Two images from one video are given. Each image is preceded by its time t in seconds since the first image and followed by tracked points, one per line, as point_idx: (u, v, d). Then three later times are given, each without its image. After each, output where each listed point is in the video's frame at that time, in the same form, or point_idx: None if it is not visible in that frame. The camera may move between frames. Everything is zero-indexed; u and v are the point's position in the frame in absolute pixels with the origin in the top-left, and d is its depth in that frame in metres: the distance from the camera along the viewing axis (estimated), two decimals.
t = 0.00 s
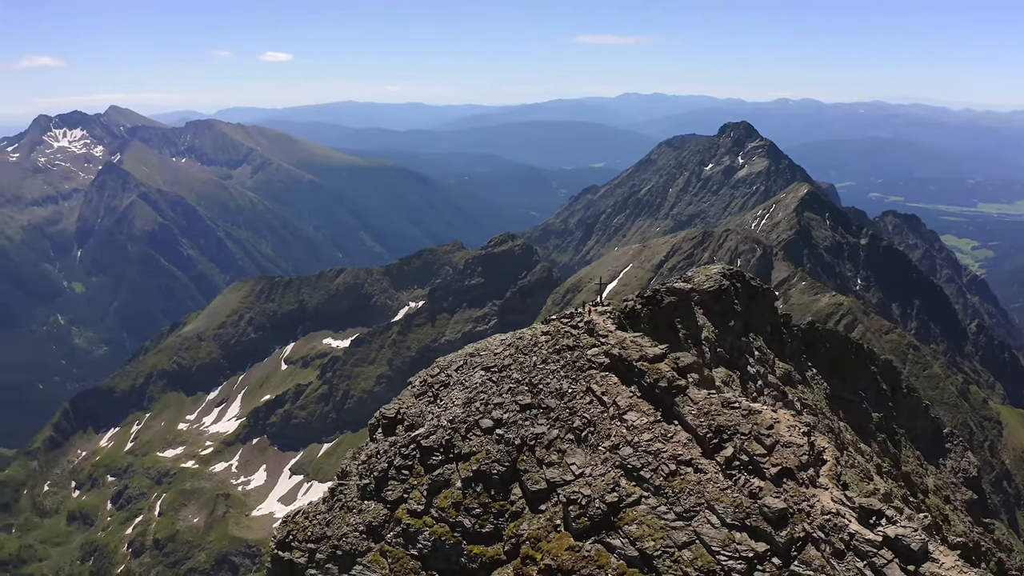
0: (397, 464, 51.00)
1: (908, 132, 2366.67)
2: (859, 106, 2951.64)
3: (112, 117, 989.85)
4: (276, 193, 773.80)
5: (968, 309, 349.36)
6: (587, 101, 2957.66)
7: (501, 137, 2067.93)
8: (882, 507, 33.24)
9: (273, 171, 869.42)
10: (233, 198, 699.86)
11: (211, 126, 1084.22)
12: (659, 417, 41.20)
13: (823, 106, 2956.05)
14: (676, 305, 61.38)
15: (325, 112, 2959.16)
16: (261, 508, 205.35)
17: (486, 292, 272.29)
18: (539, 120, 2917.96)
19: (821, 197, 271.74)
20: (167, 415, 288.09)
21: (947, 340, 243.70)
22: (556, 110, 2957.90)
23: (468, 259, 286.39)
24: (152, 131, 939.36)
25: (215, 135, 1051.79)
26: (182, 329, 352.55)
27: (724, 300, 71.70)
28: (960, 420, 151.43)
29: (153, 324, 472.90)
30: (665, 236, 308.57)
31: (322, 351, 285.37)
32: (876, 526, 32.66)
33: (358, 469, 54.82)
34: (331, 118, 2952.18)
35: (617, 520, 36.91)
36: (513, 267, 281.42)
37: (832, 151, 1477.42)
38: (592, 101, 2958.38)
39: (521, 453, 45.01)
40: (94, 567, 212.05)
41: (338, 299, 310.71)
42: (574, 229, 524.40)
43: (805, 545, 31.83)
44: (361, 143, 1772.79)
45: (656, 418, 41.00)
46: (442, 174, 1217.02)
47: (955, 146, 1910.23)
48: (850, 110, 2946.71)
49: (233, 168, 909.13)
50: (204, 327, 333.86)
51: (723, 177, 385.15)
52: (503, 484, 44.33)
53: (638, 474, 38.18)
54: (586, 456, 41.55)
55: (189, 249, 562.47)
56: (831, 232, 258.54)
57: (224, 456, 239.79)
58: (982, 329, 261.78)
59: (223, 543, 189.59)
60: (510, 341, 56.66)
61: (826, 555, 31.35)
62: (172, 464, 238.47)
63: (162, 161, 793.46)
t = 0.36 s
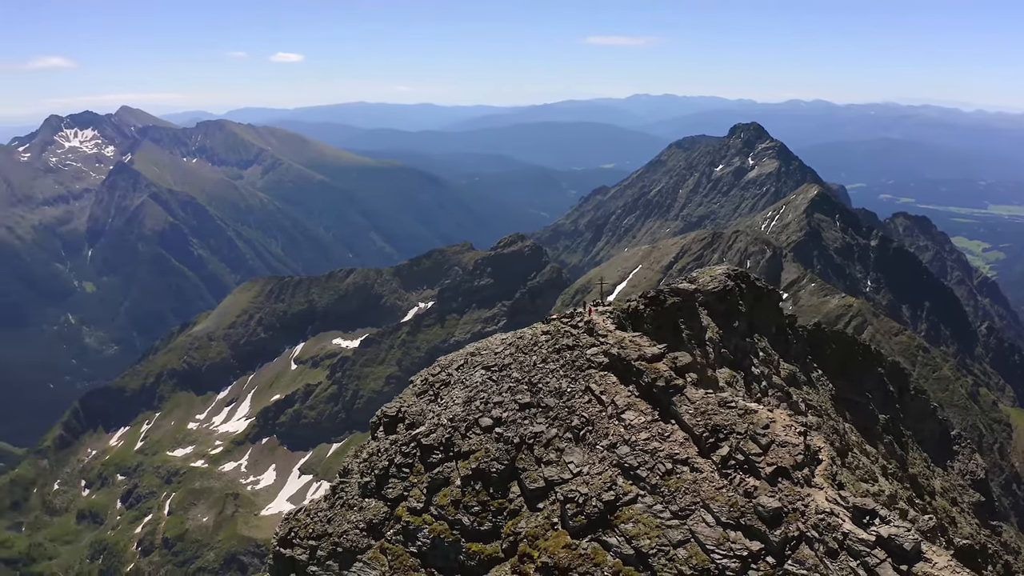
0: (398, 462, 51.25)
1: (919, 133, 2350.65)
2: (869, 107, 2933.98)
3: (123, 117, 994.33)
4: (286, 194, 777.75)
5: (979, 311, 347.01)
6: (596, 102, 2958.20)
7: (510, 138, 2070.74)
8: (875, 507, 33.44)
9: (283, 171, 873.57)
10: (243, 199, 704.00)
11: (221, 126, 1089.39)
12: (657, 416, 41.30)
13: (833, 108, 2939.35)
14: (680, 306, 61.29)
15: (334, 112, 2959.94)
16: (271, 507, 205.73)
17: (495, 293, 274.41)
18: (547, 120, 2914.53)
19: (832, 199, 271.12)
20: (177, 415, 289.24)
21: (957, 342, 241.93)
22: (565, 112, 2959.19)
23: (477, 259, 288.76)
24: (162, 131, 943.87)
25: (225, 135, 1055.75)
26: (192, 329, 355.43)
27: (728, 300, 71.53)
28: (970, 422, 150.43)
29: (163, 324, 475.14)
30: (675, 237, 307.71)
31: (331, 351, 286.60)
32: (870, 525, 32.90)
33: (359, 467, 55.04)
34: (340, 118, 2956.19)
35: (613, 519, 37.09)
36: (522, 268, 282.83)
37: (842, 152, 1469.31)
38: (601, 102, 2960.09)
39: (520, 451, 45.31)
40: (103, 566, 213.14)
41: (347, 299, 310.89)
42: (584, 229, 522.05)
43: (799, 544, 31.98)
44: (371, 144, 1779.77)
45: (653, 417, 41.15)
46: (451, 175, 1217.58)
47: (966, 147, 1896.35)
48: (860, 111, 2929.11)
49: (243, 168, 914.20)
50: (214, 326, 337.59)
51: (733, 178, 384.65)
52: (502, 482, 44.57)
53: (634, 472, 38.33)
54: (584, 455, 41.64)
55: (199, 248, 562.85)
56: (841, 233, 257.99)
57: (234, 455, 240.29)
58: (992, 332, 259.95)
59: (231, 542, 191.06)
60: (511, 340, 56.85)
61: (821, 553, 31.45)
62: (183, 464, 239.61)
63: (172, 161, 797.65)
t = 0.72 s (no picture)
0: (398, 461, 51.63)
1: (929, 134, 2335.27)
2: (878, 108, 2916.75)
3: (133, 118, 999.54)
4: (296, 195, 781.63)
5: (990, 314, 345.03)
6: (606, 102, 2957.82)
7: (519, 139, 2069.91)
8: (869, 507, 33.58)
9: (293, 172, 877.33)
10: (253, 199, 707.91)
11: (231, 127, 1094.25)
12: (655, 416, 41.47)
13: (842, 109, 2923.64)
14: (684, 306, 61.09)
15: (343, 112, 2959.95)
16: (279, 507, 205.66)
17: (504, 294, 275.82)
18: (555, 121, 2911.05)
19: (841, 200, 270.57)
20: (186, 415, 290.65)
21: (968, 344, 240.43)
22: (574, 113, 2958.91)
23: (485, 260, 288.87)
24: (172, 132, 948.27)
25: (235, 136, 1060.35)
26: (201, 329, 358.36)
27: (733, 301, 71.31)
28: (979, 425, 149.99)
29: (172, 323, 475.98)
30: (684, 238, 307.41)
31: (340, 351, 287.74)
32: (863, 525, 33.01)
33: (360, 466, 55.28)
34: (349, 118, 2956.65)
35: (610, 518, 37.28)
36: (531, 269, 282.49)
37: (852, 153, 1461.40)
38: (610, 103, 2959.15)
39: (519, 450, 45.52)
40: (112, 565, 214.41)
41: (356, 299, 311.46)
42: (594, 231, 520.15)
43: (793, 543, 32.14)
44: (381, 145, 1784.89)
45: (651, 418, 41.37)
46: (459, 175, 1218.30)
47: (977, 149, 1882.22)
48: (870, 113, 2911.29)
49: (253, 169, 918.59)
50: (223, 327, 341.59)
51: (742, 179, 384.52)
52: (500, 481, 44.89)
53: (632, 472, 38.55)
54: (583, 454, 41.86)
55: (208, 247, 563.83)
56: (851, 235, 257.51)
57: (243, 455, 240.82)
58: (1003, 334, 257.99)
59: (240, 542, 192.25)
60: (511, 340, 57.08)
61: (814, 553, 31.61)
62: (192, 463, 240.55)
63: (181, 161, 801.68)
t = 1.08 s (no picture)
0: (399, 458, 51.88)
1: (940, 135, 2319.53)
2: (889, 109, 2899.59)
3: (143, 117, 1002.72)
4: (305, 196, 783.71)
5: (1000, 316, 343.16)
6: (615, 103, 2958.53)
7: (528, 140, 2066.63)
8: (864, 506, 33.47)
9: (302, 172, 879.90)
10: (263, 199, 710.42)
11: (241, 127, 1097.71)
12: (652, 415, 41.71)
13: (853, 110, 2910.75)
14: (688, 306, 60.67)
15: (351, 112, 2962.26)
16: (287, 506, 205.82)
17: (513, 294, 276.62)
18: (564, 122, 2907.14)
19: (851, 201, 269.51)
20: (195, 415, 291.86)
21: (977, 346, 238.88)
22: (583, 114, 2958.84)
23: (494, 261, 290.23)
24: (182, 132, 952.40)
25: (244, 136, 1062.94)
26: (211, 328, 360.60)
27: (737, 302, 71.22)
28: (987, 427, 149.44)
29: (182, 323, 477.18)
30: (693, 239, 307.10)
31: (349, 352, 288.70)
32: (857, 524, 32.89)
33: (362, 463, 55.59)
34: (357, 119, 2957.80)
35: (607, 515, 37.54)
36: (540, 270, 283.12)
37: (862, 154, 1454.00)
38: (620, 104, 2959.39)
39: (518, 448, 45.81)
40: (121, 564, 215.37)
41: (366, 300, 312.79)
42: (603, 232, 519.88)
43: (787, 541, 32.28)
44: (391, 146, 1789.33)
45: (648, 416, 41.58)
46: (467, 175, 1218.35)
47: (989, 150, 1868.45)
48: (880, 113, 2894.73)
49: (263, 170, 921.65)
50: (232, 327, 343.44)
51: (752, 181, 383.60)
52: (499, 478, 45.12)
53: (628, 470, 38.76)
54: (581, 452, 42.09)
55: (218, 247, 566.16)
56: (860, 237, 256.77)
57: (252, 454, 241.13)
58: (1013, 336, 256.24)
59: (249, 541, 193.03)
60: (512, 339, 57.35)
61: (808, 551, 31.68)
62: (200, 463, 241.30)
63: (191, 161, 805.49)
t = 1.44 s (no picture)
0: (399, 457, 52.17)
1: (949, 135, 2304.82)
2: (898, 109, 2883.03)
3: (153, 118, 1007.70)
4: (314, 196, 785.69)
5: (1011, 318, 340.82)
6: (625, 104, 2958.54)
7: (536, 141, 2062.51)
8: (857, 505, 33.63)
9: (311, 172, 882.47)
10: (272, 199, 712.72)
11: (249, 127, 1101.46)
12: (649, 414, 41.90)
13: (862, 111, 2896.57)
14: (691, 307, 60.60)
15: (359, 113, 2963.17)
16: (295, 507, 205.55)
17: (521, 295, 277.25)
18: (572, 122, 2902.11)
19: (860, 202, 268.48)
20: (204, 414, 293.08)
21: (987, 348, 237.09)
22: (591, 114, 2958.71)
23: (502, 262, 291.34)
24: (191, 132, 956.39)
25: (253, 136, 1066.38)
26: (220, 328, 362.60)
27: (740, 302, 71.32)
28: (997, 429, 148.47)
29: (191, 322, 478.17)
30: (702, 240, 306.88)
31: (358, 352, 289.50)
32: (850, 523, 33.05)
33: (363, 461, 55.89)
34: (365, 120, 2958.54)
35: (603, 513, 37.73)
36: (549, 271, 283.55)
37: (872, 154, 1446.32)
38: (628, 105, 2958.92)
39: (516, 447, 46.05)
40: (129, 563, 216.12)
41: (374, 300, 313.91)
42: (612, 233, 518.79)
43: (780, 540, 32.47)
44: (401, 147, 1792.74)
45: (646, 415, 41.75)
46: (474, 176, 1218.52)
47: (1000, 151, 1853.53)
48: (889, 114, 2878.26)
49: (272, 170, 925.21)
50: (241, 327, 344.99)
51: (761, 182, 382.51)
52: (498, 476, 45.38)
53: (624, 468, 38.99)
54: (578, 450, 42.37)
55: (227, 247, 567.86)
56: (870, 238, 255.75)
57: (260, 454, 241.72)
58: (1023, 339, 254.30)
59: (257, 541, 193.36)
60: (512, 339, 57.56)
61: (800, 550, 31.85)
62: (209, 463, 242.19)
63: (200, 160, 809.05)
